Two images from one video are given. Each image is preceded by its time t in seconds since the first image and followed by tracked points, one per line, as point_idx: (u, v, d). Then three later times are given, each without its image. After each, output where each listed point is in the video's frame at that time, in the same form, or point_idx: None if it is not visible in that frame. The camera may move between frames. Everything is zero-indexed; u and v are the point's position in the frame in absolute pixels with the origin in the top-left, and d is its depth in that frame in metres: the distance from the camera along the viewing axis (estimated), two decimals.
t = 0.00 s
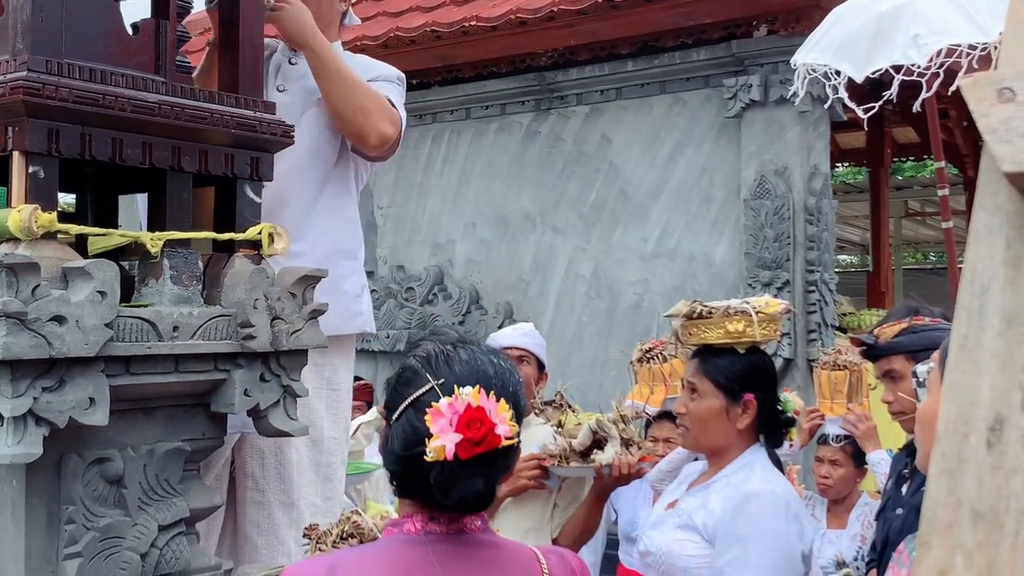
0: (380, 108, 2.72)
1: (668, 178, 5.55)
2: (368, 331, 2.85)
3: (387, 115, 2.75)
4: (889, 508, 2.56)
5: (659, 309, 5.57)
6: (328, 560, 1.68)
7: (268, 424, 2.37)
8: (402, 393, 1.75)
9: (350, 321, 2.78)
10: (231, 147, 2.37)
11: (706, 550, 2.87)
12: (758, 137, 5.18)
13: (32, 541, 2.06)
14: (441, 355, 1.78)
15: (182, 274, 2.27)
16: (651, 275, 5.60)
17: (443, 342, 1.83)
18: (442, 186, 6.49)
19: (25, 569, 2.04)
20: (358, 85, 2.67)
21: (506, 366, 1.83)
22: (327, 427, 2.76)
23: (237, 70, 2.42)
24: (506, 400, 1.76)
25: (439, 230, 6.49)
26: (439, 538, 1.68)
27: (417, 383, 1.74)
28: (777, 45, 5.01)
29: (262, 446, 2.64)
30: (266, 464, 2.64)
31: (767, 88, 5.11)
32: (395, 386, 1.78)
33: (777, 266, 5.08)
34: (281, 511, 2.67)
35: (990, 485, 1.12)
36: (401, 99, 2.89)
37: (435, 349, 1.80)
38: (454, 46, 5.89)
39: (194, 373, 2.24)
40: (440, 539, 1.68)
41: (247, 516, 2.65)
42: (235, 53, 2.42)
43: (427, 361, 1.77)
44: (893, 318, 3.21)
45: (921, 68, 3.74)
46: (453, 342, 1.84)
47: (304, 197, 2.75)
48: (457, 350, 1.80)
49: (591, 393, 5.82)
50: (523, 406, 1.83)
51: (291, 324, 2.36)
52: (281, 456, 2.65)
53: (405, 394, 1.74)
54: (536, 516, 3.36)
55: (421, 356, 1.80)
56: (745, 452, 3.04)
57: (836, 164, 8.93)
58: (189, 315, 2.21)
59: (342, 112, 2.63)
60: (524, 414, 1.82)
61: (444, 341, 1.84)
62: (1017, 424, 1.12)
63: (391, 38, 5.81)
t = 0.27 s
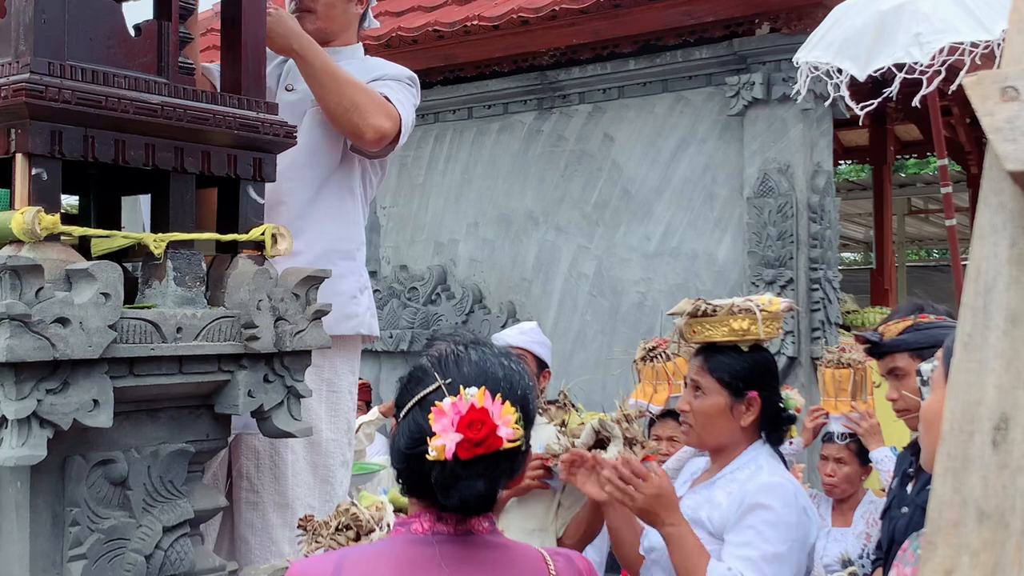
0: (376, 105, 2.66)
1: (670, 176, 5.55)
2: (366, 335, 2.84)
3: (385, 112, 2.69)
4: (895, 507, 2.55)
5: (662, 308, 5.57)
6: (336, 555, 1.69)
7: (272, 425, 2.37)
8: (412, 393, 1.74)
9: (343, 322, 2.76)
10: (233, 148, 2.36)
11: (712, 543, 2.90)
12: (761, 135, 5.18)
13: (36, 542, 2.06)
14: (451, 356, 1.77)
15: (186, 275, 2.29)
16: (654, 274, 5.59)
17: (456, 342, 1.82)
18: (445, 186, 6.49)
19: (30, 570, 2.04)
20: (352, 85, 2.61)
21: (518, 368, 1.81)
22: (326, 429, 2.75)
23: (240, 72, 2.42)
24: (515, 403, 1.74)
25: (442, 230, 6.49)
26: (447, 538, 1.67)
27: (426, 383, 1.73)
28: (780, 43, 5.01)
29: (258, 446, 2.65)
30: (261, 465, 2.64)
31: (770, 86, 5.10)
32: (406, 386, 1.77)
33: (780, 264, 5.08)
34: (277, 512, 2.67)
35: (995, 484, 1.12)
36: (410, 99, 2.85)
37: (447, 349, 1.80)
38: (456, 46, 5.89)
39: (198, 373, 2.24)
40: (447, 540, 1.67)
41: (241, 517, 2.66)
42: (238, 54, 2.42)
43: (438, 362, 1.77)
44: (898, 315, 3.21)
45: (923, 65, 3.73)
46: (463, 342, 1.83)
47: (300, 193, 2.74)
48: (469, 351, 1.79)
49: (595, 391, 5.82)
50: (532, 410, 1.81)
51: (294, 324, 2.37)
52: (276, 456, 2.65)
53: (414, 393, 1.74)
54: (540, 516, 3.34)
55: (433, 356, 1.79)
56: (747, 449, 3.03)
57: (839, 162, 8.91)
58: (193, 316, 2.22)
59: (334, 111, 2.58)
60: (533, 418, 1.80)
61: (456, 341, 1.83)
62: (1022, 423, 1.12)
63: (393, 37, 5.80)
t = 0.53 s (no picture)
0: (394, 103, 2.67)
1: (675, 175, 5.55)
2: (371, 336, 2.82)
3: (403, 107, 2.71)
4: (899, 506, 2.54)
5: (666, 306, 5.57)
6: (346, 549, 1.68)
7: (277, 423, 2.37)
8: (424, 389, 1.74)
9: (347, 323, 2.75)
10: (239, 147, 2.37)
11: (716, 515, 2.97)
12: (765, 134, 5.17)
13: (43, 540, 2.07)
14: (465, 355, 1.77)
15: (192, 274, 2.29)
16: (658, 273, 5.59)
17: (469, 341, 1.83)
18: (449, 185, 6.49)
19: (36, 567, 2.05)
20: (368, 87, 2.61)
21: (530, 367, 1.81)
22: (336, 428, 2.77)
23: (245, 71, 2.43)
24: (528, 403, 1.74)
25: (446, 229, 6.50)
26: (455, 535, 1.68)
27: (439, 381, 1.73)
28: (784, 41, 5.01)
29: (268, 444, 2.65)
30: (272, 463, 2.65)
31: (774, 84, 5.10)
32: (419, 383, 1.77)
33: (785, 263, 5.07)
34: (286, 509, 2.69)
35: (999, 482, 1.12)
36: (426, 100, 2.86)
37: (462, 347, 1.80)
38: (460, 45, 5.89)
39: (204, 372, 2.25)
40: (455, 536, 1.67)
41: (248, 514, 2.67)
42: (244, 54, 2.43)
43: (451, 359, 1.77)
44: (903, 313, 3.21)
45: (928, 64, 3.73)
46: (479, 340, 1.83)
47: (314, 194, 2.75)
48: (482, 349, 1.79)
49: (599, 390, 5.82)
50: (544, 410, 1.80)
51: (299, 323, 2.37)
52: (288, 454, 2.66)
53: (426, 391, 1.74)
54: (543, 513, 3.35)
55: (446, 354, 1.79)
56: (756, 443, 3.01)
57: (843, 161, 8.90)
58: (198, 315, 2.22)
59: (355, 117, 2.59)
60: (545, 418, 1.80)
61: (471, 339, 1.83)
62: None
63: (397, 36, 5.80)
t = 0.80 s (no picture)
0: (415, 108, 2.70)
1: (677, 173, 5.54)
2: (375, 336, 2.84)
3: (424, 111, 2.73)
4: (901, 504, 2.54)
5: (668, 304, 5.57)
6: (351, 545, 1.68)
7: (279, 419, 2.37)
8: (435, 386, 1.72)
9: (354, 322, 2.76)
10: (241, 142, 2.37)
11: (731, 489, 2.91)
12: (768, 132, 5.17)
13: (45, 534, 2.07)
14: (475, 349, 1.77)
15: (194, 269, 2.29)
16: (660, 270, 5.59)
17: (475, 337, 1.81)
18: (451, 181, 6.49)
19: (38, 562, 2.06)
20: (388, 93, 2.65)
21: (538, 364, 1.82)
22: (348, 425, 2.81)
23: (248, 66, 2.42)
24: (537, 398, 1.75)
25: (448, 225, 6.49)
26: (460, 530, 1.67)
27: (450, 377, 1.72)
28: (787, 39, 5.00)
29: (282, 442, 2.68)
30: (284, 458, 2.68)
31: (777, 82, 5.09)
32: (428, 378, 1.75)
33: (787, 261, 5.07)
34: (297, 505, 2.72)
35: (1001, 478, 1.12)
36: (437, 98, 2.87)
37: (469, 343, 1.79)
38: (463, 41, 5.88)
39: (205, 367, 2.25)
40: (460, 532, 1.67)
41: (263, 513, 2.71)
42: (246, 49, 2.42)
43: (461, 355, 1.75)
44: (907, 311, 3.20)
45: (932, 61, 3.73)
46: (487, 337, 1.82)
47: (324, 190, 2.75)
48: (491, 345, 1.79)
49: (601, 387, 5.82)
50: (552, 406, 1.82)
51: (301, 319, 2.37)
52: (301, 449, 2.69)
53: (438, 387, 1.72)
54: (544, 510, 3.31)
55: (454, 350, 1.77)
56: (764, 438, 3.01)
57: (845, 159, 8.89)
58: (200, 310, 2.22)
59: (373, 122, 2.63)
60: (553, 413, 1.81)
61: (479, 336, 1.82)
62: None
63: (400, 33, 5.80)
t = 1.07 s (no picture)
0: (425, 119, 2.73)
1: (679, 170, 5.54)
2: (376, 334, 2.85)
3: (434, 122, 2.77)
4: (901, 502, 2.54)
5: (669, 302, 5.56)
6: (353, 543, 1.68)
7: (279, 415, 2.38)
8: (441, 381, 1.72)
9: (357, 321, 2.77)
10: (242, 138, 2.37)
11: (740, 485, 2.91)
12: (770, 130, 5.16)
13: (44, 528, 2.07)
14: (479, 343, 1.77)
15: (194, 265, 2.28)
16: (661, 268, 5.59)
17: (477, 333, 1.81)
18: (453, 178, 6.48)
19: (38, 556, 2.06)
20: (397, 105, 2.68)
21: (543, 358, 1.84)
22: (357, 420, 2.83)
23: (249, 61, 2.42)
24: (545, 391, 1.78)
25: (449, 222, 6.49)
26: (462, 528, 1.67)
27: (457, 372, 1.72)
28: (789, 37, 5.00)
29: (292, 439, 2.71)
30: (294, 455, 2.71)
31: (779, 80, 5.09)
32: (433, 373, 1.75)
33: (788, 259, 5.07)
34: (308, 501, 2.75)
35: (1000, 476, 1.12)
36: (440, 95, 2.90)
37: (473, 339, 1.79)
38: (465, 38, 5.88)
39: (205, 363, 2.26)
40: (462, 530, 1.67)
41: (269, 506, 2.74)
42: (247, 45, 2.42)
43: (466, 350, 1.75)
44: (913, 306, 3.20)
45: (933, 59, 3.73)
46: (494, 333, 1.82)
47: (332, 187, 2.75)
48: (496, 340, 1.79)
49: (601, 385, 5.82)
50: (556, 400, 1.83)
51: (301, 315, 2.37)
52: (310, 445, 2.72)
53: (445, 383, 1.71)
54: (544, 506, 3.29)
55: (458, 345, 1.77)
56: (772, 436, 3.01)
57: (847, 157, 8.89)
58: (201, 305, 2.22)
59: (382, 132, 2.67)
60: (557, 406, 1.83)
61: (484, 332, 1.81)
62: None
63: (402, 29, 5.78)
